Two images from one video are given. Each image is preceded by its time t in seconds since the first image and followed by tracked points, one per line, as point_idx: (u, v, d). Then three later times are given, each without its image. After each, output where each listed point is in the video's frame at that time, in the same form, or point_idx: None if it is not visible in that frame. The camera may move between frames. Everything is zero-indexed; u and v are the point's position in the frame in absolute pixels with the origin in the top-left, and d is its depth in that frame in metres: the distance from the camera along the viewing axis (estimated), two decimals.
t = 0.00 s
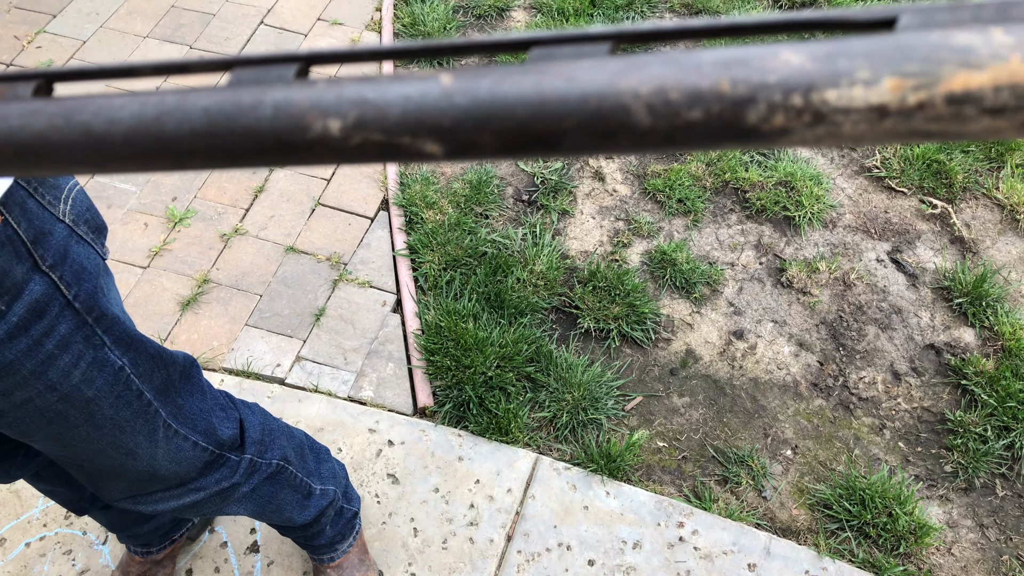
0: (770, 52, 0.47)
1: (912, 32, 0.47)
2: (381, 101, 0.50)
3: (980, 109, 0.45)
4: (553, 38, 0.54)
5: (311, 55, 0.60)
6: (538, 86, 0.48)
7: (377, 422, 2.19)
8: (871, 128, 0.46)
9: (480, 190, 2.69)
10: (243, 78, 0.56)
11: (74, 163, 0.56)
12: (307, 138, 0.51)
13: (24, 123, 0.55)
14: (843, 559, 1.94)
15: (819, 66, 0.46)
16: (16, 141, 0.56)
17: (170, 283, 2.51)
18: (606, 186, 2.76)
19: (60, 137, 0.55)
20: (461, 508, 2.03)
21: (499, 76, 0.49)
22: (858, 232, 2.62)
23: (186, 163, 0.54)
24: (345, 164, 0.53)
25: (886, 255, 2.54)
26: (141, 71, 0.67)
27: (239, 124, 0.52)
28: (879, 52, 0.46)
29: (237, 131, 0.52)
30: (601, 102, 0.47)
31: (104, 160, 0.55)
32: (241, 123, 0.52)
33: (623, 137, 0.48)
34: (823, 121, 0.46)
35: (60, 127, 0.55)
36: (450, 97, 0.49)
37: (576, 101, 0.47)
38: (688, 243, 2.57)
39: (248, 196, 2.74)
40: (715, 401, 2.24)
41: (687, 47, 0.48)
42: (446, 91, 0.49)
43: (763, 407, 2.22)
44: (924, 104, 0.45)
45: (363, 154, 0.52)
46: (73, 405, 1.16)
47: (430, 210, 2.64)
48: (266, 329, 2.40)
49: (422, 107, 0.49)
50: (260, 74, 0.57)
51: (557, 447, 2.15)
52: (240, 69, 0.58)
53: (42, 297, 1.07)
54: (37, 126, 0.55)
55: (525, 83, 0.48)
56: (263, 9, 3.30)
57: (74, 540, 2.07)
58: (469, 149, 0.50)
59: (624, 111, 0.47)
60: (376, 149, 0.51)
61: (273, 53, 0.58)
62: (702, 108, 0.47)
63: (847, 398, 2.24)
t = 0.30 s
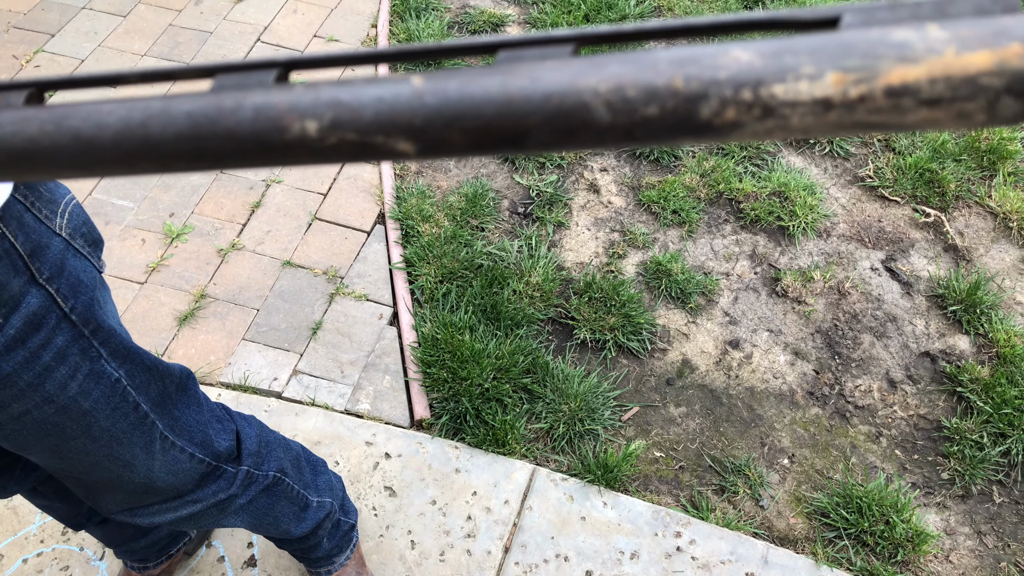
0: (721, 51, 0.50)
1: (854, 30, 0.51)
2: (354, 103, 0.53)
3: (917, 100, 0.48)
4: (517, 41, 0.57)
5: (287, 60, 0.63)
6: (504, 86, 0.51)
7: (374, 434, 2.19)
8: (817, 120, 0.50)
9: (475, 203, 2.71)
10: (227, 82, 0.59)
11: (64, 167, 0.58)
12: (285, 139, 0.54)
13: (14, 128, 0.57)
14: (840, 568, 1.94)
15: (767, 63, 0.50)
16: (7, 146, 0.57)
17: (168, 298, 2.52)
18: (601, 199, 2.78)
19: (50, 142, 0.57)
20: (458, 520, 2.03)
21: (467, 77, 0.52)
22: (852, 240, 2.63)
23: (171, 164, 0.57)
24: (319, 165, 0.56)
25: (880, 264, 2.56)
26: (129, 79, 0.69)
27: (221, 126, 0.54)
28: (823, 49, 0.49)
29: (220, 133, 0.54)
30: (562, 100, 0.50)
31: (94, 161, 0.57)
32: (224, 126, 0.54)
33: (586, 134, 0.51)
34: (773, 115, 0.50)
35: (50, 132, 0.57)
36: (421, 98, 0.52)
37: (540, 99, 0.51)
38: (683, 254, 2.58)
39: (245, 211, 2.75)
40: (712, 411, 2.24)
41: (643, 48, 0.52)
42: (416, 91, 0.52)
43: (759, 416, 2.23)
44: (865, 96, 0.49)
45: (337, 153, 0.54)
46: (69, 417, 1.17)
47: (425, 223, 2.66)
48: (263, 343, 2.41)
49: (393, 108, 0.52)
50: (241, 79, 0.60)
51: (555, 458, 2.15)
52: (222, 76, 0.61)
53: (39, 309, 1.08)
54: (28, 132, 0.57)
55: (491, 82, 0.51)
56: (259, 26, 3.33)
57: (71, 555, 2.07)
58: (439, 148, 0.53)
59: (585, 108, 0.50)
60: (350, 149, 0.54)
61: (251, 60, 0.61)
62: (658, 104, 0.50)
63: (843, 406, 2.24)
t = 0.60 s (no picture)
0: (670, 55, 0.57)
1: (802, 33, 0.57)
2: (320, 110, 0.60)
3: (858, 99, 0.55)
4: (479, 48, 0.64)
5: (255, 69, 0.70)
6: (465, 92, 0.58)
7: (366, 445, 2.18)
8: (764, 119, 0.57)
9: (466, 213, 2.71)
10: (194, 92, 0.66)
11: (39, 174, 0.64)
12: (253, 145, 0.61)
13: None
14: (834, 572, 1.94)
15: (715, 65, 0.56)
16: None
17: (159, 312, 2.52)
18: (591, 207, 2.78)
19: (26, 152, 0.63)
20: (451, 530, 2.03)
21: (430, 85, 0.59)
22: (841, 245, 2.64)
23: (140, 170, 0.63)
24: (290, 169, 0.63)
25: (869, 268, 2.57)
26: (100, 88, 0.74)
27: (191, 134, 0.61)
28: (768, 52, 0.56)
29: (190, 141, 0.61)
30: (520, 104, 0.58)
31: (69, 171, 0.63)
32: (193, 134, 0.61)
33: (543, 135, 0.59)
34: (720, 115, 0.57)
35: (25, 141, 0.63)
36: (383, 104, 0.59)
37: (499, 104, 0.58)
38: (673, 261, 2.59)
39: (236, 224, 2.75)
40: (704, 417, 2.24)
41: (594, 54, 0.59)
42: (380, 97, 0.59)
43: (751, 421, 2.23)
44: (808, 96, 0.56)
45: (305, 157, 0.61)
46: (57, 430, 1.16)
47: (416, 234, 2.66)
48: (254, 355, 2.41)
49: (357, 113, 0.59)
50: (210, 88, 0.66)
51: (547, 467, 2.15)
52: (191, 85, 0.66)
53: (25, 323, 1.09)
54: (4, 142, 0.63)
55: (453, 89, 0.58)
56: (249, 40, 3.34)
57: (63, 571, 2.06)
58: (401, 150, 0.60)
59: (541, 112, 0.58)
60: (319, 153, 0.60)
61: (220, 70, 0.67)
62: (610, 107, 0.57)
63: (835, 411, 2.25)
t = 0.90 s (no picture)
0: (597, 61, 0.60)
1: (721, 35, 0.61)
2: (264, 116, 0.63)
3: (773, 98, 0.59)
4: (417, 54, 0.67)
5: (204, 78, 0.73)
6: (403, 97, 0.61)
7: (347, 459, 2.17)
8: (686, 118, 0.60)
9: (445, 224, 2.71)
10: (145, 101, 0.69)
11: None
12: (200, 151, 0.63)
13: None
14: None
15: (638, 68, 0.59)
16: None
17: (137, 328, 2.49)
18: (570, 217, 2.80)
19: None
20: (433, 542, 2.01)
21: (370, 90, 0.61)
22: (817, 252, 2.67)
23: (93, 177, 0.66)
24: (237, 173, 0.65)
25: (845, 274, 2.59)
26: (52, 99, 0.78)
27: (139, 141, 0.64)
28: (689, 54, 0.59)
29: (139, 148, 0.64)
30: (454, 107, 0.60)
31: (20, 178, 0.66)
32: (142, 140, 0.64)
33: (480, 136, 0.61)
34: (645, 115, 0.60)
35: None
36: (326, 109, 0.62)
37: (435, 107, 0.60)
38: (652, 269, 2.61)
39: (215, 239, 2.74)
40: (684, 424, 2.25)
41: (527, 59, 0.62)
42: (322, 103, 0.62)
43: (732, 428, 2.24)
44: (726, 95, 0.59)
45: (251, 162, 0.64)
46: (27, 449, 1.15)
47: (396, 246, 2.66)
48: (233, 370, 2.39)
49: (300, 119, 0.62)
50: (160, 99, 0.71)
51: (529, 477, 2.15)
52: (143, 97, 0.70)
53: None
54: None
55: (392, 94, 0.61)
56: (226, 55, 3.34)
57: None
58: (344, 152, 0.63)
59: (476, 114, 0.60)
60: (264, 157, 0.63)
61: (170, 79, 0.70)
62: (541, 109, 0.60)
63: (814, 416, 2.26)
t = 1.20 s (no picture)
0: (522, 49, 0.66)
1: (642, 20, 0.65)
2: (201, 109, 0.68)
3: (692, 79, 0.64)
4: (350, 46, 0.72)
5: (145, 73, 0.77)
6: (335, 88, 0.66)
7: (327, 474, 2.16)
8: (610, 101, 0.65)
9: (424, 237, 2.72)
10: (84, 97, 0.73)
11: None
12: (139, 145, 0.68)
13: None
14: None
15: (563, 54, 0.65)
16: None
17: (114, 346, 2.48)
18: (550, 228, 2.81)
19: None
20: (415, 556, 2.01)
21: (303, 82, 0.67)
22: (794, 260, 2.69)
23: (36, 170, 0.71)
24: (177, 166, 0.70)
25: (822, 281, 2.62)
26: None
27: (79, 136, 0.69)
28: (611, 40, 0.64)
29: (78, 143, 0.69)
30: (386, 95, 0.66)
31: None
32: (82, 136, 0.69)
33: (411, 122, 0.67)
34: (570, 100, 0.65)
35: None
36: (261, 101, 0.67)
37: (367, 97, 0.66)
38: (630, 280, 2.62)
39: (193, 255, 2.73)
40: (665, 433, 2.26)
41: (453, 51, 0.67)
42: (257, 96, 0.67)
43: (711, 436, 2.25)
44: (647, 79, 0.64)
45: (189, 154, 0.69)
46: None
47: (375, 259, 2.66)
48: (212, 387, 2.38)
49: (236, 112, 0.67)
50: (99, 94, 0.73)
51: (510, 489, 2.15)
52: (80, 90, 0.74)
53: None
54: None
55: (325, 85, 0.66)
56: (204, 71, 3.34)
57: None
58: (279, 142, 0.68)
59: (407, 103, 0.66)
60: (202, 150, 0.68)
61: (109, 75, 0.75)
62: (470, 96, 0.66)
63: (793, 423, 2.28)
